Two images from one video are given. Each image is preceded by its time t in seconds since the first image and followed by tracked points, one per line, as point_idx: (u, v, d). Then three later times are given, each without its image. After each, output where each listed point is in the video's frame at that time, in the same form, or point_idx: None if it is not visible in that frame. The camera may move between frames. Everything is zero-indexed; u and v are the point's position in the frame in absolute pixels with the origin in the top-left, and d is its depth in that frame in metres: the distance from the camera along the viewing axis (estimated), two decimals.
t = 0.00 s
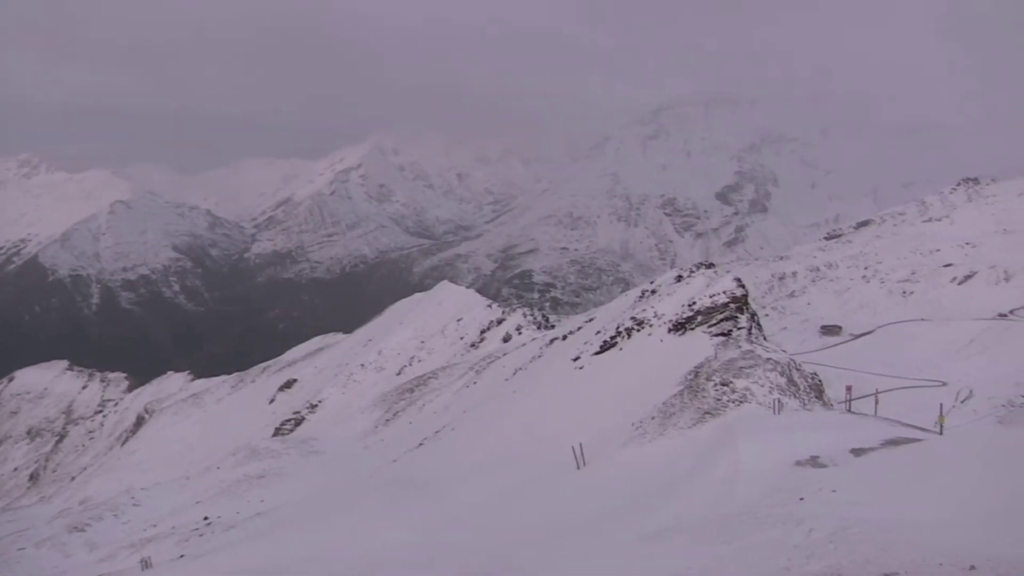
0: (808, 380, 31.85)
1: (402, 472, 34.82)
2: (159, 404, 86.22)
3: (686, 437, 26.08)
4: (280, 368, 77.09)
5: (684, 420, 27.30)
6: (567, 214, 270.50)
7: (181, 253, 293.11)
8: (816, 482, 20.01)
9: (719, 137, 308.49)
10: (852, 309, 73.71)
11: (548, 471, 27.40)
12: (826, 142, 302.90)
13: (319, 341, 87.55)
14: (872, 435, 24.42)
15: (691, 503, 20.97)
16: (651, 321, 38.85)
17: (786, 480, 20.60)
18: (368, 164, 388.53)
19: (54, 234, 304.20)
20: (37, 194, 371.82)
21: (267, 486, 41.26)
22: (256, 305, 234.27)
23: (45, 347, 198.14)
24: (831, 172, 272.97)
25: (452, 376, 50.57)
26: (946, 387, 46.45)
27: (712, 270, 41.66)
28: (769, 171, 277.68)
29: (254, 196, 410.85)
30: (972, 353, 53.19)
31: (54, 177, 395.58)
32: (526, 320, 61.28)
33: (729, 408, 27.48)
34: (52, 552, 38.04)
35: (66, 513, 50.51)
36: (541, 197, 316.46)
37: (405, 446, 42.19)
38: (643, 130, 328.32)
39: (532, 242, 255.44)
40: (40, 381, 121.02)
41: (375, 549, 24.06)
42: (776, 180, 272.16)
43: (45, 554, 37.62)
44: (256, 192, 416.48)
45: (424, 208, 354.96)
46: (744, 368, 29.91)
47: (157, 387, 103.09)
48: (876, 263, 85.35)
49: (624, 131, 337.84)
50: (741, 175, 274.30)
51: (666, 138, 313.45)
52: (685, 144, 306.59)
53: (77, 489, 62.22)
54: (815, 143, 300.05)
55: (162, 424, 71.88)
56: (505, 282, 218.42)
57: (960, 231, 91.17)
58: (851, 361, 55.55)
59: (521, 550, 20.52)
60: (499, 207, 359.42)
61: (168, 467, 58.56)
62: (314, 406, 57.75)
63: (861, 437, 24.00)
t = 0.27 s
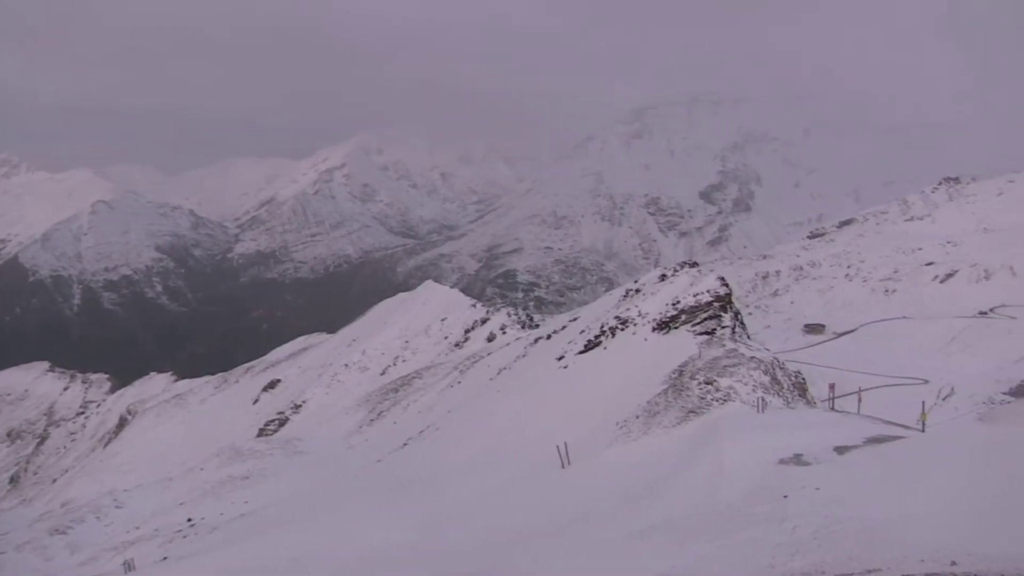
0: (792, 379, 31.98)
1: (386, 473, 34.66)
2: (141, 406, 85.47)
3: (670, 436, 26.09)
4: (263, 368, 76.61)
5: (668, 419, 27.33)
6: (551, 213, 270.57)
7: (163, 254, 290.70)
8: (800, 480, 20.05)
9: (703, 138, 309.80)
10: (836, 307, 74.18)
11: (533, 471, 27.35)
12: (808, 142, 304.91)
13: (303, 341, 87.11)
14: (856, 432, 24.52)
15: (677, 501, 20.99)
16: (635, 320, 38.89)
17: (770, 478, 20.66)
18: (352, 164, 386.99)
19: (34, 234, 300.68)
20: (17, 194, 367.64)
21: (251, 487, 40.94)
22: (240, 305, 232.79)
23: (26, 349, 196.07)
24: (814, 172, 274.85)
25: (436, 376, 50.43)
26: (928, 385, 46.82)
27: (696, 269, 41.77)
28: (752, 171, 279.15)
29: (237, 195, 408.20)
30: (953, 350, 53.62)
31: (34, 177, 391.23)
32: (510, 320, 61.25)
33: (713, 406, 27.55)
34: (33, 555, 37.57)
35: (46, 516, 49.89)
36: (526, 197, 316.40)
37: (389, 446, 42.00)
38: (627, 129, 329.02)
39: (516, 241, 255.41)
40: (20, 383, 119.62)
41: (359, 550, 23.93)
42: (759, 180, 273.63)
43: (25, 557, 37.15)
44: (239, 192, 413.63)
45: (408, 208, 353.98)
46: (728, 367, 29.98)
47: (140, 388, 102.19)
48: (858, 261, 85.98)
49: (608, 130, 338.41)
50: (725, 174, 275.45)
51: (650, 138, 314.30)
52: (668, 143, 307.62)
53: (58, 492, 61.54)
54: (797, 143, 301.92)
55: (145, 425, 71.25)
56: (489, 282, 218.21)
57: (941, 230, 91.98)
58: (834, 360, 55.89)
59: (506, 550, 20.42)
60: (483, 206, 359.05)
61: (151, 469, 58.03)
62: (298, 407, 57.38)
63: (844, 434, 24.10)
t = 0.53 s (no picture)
0: (776, 377, 32.16)
1: (371, 473, 34.49)
2: (125, 407, 84.72)
3: (655, 435, 26.12)
4: (248, 368, 76.14)
5: (653, 418, 27.34)
6: (536, 212, 270.64)
7: (146, 254, 288.30)
8: (785, 478, 20.12)
9: (687, 138, 311.04)
10: (820, 306, 74.63)
11: (518, 470, 27.31)
12: (791, 142, 306.84)
13: (287, 341, 86.68)
14: (839, 430, 24.71)
15: (662, 499, 21.03)
16: (620, 319, 38.92)
17: (754, 476, 20.72)
18: (337, 163, 385.44)
19: (14, 234, 297.21)
20: None
21: (235, 489, 40.63)
22: (224, 306, 231.31)
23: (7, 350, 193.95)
24: (797, 172, 276.59)
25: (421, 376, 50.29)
26: (911, 383, 47.23)
27: (680, 269, 41.90)
28: (736, 170, 280.55)
29: (221, 195, 405.43)
30: (936, 348, 54.04)
31: (14, 176, 386.75)
32: (495, 319, 61.24)
33: (698, 405, 27.63)
34: (14, 559, 37.09)
35: (27, 518, 49.26)
36: (511, 196, 316.27)
37: (375, 446, 41.79)
38: (612, 129, 329.60)
39: (501, 241, 255.32)
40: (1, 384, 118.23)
41: (344, 550, 23.80)
42: (743, 179, 274.95)
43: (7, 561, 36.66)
44: (222, 191, 410.85)
45: (393, 207, 352.94)
46: (713, 366, 30.07)
47: (123, 390, 101.32)
48: (842, 260, 86.58)
49: (593, 130, 338.88)
50: (709, 173, 276.65)
51: (635, 138, 315.08)
52: (653, 143, 308.52)
53: (41, 494, 60.84)
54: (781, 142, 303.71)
55: (129, 427, 70.61)
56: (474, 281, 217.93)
57: (923, 229, 92.78)
58: (818, 358, 56.21)
59: (491, 550, 20.32)
60: (467, 206, 358.71)
61: (134, 470, 57.48)
62: (282, 407, 57.02)
63: (828, 433, 24.21)
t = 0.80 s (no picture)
0: (756, 375, 32.34)
1: (352, 474, 34.28)
2: (104, 409, 83.84)
3: (636, 434, 26.17)
4: (229, 369, 75.57)
5: (634, 417, 27.38)
6: (517, 212, 270.69)
7: (125, 254, 285.48)
8: (766, 476, 20.19)
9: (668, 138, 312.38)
10: (800, 305, 75.16)
11: (500, 471, 27.23)
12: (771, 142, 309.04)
13: (269, 342, 86.13)
14: (819, 428, 24.86)
15: (645, 498, 21.08)
16: (601, 318, 38.97)
17: (736, 474, 20.80)
18: (317, 163, 383.45)
19: None
20: None
21: (216, 490, 40.29)
22: (203, 306, 229.52)
23: None
24: (776, 172, 278.63)
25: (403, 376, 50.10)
26: (890, 380, 47.70)
27: (661, 268, 42.03)
28: (717, 170, 282.24)
29: (200, 195, 402.18)
30: (914, 346, 54.65)
31: None
32: (477, 319, 61.17)
33: (679, 403, 27.73)
34: None
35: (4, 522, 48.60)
36: (492, 195, 316.07)
37: (357, 446, 41.56)
38: (593, 128, 330.28)
39: (483, 240, 255.11)
40: None
41: (325, 551, 23.65)
42: (723, 179, 276.68)
43: None
44: (202, 192, 407.61)
45: (374, 206, 351.64)
46: (694, 365, 30.17)
47: (102, 392, 100.29)
48: (822, 259, 87.29)
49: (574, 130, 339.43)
50: (690, 173, 278.13)
51: (616, 137, 315.95)
52: (634, 143, 309.49)
53: (18, 497, 60.06)
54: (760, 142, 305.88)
55: (108, 428, 69.83)
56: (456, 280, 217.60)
57: (901, 229, 93.77)
58: (799, 356, 56.60)
59: (474, 550, 20.25)
60: (449, 206, 358.09)
61: (114, 472, 56.85)
62: (263, 408, 56.60)
63: (808, 430, 24.35)
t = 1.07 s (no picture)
0: (740, 374, 32.45)
1: (335, 475, 34.05)
2: (86, 410, 83.00)
3: (621, 433, 26.21)
4: (212, 370, 75.00)
5: (619, 415, 27.39)
6: (500, 211, 270.43)
7: (106, 254, 282.83)
8: (751, 474, 20.25)
9: (652, 137, 313.29)
10: (784, 303, 75.57)
11: (484, 470, 27.17)
12: (753, 143, 310.78)
13: (252, 342, 85.66)
14: (802, 426, 24.99)
15: (631, 496, 21.08)
16: (585, 318, 38.99)
17: (719, 474, 20.81)
18: (300, 163, 381.57)
19: None
20: None
21: (200, 491, 39.92)
22: (186, 306, 227.82)
23: None
24: (760, 172, 280.26)
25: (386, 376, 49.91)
26: (873, 378, 48.08)
27: (644, 267, 42.09)
28: (700, 169, 283.42)
29: (182, 195, 399.11)
30: (897, 344, 55.09)
31: None
32: (461, 318, 61.14)
33: (663, 402, 27.80)
34: None
35: None
36: (476, 195, 315.65)
37: (341, 446, 41.35)
38: (577, 128, 330.68)
39: (467, 239, 254.73)
40: None
41: (307, 552, 23.46)
42: (707, 178, 277.86)
43: None
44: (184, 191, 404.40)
45: (357, 206, 350.18)
46: (678, 364, 30.25)
47: (84, 393, 99.36)
48: (805, 258, 87.88)
49: (558, 129, 339.70)
50: (673, 172, 279.21)
51: (600, 136, 316.56)
52: (618, 142, 310.25)
53: None
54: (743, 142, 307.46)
55: (90, 429, 69.11)
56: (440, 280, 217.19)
57: (883, 228, 94.54)
58: (783, 355, 56.90)
59: (459, 551, 20.10)
60: (432, 205, 357.31)
61: (95, 474, 56.19)
62: (247, 409, 56.19)
63: (791, 428, 24.45)
